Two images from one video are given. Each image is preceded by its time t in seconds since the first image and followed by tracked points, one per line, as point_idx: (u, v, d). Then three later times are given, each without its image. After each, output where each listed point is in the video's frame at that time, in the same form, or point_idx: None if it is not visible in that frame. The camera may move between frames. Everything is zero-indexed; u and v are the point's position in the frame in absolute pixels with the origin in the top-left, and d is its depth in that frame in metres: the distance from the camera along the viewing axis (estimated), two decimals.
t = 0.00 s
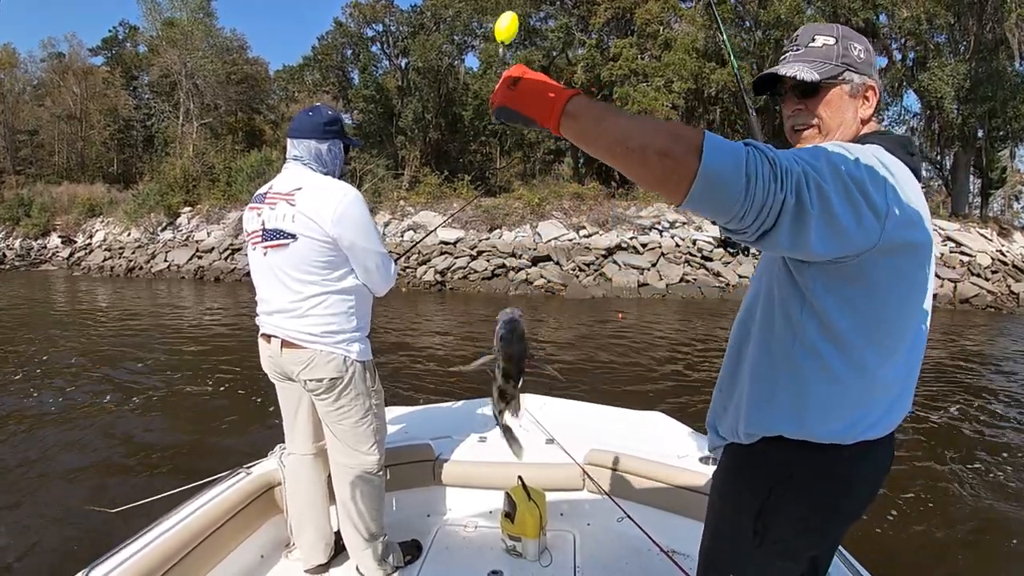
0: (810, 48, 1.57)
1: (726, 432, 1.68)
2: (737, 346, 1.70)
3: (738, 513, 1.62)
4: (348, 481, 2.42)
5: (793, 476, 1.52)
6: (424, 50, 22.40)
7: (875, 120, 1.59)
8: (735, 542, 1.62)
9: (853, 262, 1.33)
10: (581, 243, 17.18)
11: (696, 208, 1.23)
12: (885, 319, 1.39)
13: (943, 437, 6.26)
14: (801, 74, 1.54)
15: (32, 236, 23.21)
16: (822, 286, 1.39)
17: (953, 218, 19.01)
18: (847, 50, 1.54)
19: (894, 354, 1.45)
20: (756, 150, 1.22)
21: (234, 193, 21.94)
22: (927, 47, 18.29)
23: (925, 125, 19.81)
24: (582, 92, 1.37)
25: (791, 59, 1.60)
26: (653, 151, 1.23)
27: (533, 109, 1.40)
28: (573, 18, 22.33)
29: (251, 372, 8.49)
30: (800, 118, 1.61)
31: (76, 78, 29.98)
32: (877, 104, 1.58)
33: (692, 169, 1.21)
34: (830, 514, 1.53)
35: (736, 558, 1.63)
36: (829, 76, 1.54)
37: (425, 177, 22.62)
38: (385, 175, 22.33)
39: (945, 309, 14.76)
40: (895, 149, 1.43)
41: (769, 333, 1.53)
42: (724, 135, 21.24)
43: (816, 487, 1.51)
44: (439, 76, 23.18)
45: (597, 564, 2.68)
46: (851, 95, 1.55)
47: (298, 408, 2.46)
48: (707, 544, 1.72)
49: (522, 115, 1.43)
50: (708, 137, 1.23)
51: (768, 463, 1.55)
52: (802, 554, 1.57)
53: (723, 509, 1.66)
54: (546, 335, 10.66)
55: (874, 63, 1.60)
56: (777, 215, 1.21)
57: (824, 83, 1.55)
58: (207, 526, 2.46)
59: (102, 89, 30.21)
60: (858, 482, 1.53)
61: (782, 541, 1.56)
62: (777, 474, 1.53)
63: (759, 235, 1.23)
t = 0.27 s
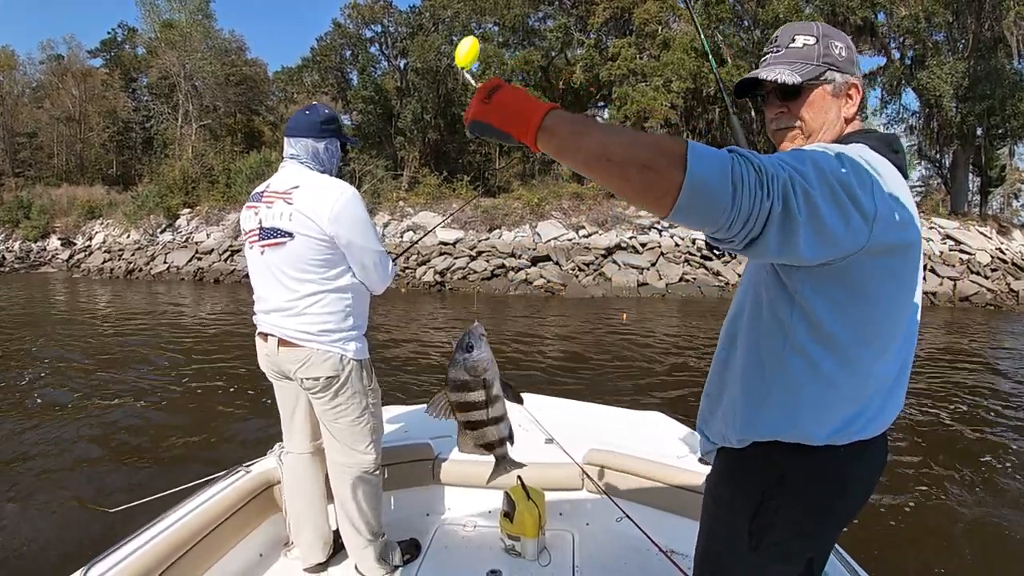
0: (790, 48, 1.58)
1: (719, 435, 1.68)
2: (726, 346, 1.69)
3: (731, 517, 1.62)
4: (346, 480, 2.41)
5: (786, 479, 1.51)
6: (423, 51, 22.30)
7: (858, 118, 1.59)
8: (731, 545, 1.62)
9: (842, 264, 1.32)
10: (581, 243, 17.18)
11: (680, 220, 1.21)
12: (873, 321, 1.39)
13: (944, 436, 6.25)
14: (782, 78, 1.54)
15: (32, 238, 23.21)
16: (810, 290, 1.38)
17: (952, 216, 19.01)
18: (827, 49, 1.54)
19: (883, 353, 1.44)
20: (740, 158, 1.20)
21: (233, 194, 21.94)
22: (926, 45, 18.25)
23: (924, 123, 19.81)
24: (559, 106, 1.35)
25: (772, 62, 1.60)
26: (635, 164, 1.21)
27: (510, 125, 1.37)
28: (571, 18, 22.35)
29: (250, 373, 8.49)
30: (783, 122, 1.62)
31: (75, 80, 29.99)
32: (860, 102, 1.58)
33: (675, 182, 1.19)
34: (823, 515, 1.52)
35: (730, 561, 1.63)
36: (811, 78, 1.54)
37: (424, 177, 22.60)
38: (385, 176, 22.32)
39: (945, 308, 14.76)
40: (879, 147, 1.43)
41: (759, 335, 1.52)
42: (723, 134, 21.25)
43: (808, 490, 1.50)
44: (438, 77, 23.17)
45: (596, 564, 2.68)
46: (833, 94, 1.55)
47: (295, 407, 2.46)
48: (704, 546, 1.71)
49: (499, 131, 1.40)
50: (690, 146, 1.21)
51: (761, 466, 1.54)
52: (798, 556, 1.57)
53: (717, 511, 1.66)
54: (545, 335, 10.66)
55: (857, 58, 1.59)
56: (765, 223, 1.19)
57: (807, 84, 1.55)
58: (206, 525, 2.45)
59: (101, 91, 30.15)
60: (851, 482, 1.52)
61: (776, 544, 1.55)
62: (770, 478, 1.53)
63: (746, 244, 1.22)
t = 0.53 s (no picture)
0: (761, 56, 1.57)
1: (713, 437, 1.67)
2: (717, 348, 1.68)
3: (725, 519, 1.62)
4: (345, 480, 2.41)
5: (778, 482, 1.51)
6: (422, 52, 22.57)
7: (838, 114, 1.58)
8: (726, 549, 1.62)
9: (830, 265, 1.31)
10: (581, 242, 17.18)
11: (667, 222, 1.19)
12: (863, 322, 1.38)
13: (943, 434, 6.24)
14: (756, 89, 1.54)
15: (32, 241, 23.21)
16: (801, 291, 1.36)
17: (952, 214, 19.01)
18: (799, 50, 1.53)
19: (873, 354, 1.43)
20: (726, 158, 1.19)
21: (233, 196, 21.96)
22: (924, 43, 18.13)
23: (923, 121, 19.80)
24: (538, 111, 1.34)
25: (745, 73, 1.59)
26: (620, 167, 1.20)
27: (489, 130, 1.37)
28: (569, 18, 22.34)
29: (251, 375, 8.49)
30: (763, 129, 1.61)
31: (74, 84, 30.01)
32: (839, 98, 1.58)
33: (661, 183, 1.18)
34: (818, 518, 1.52)
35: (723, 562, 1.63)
36: (785, 83, 1.53)
37: (424, 178, 22.60)
38: (384, 177, 22.31)
39: (945, 306, 14.77)
40: (866, 145, 1.42)
41: (747, 336, 1.51)
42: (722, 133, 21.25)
43: (801, 493, 1.50)
44: (437, 78, 23.15)
45: (596, 564, 2.67)
46: (810, 94, 1.55)
47: (294, 406, 2.46)
48: (700, 549, 1.71)
49: (479, 137, 1.39)
50: (675, 147, 1.20)
51: (754, 470, 1.54)
52: (793, 560, 1.56)
53: (713, 514, 1.66)
54: (545, 336, 10.66)
55: (829, 51, 1.57)
56: (753, 224, 1.18)
57: (782, 90, 1.54)
58: (205, 525, 2.45)
59: (99, 94, 30.05)
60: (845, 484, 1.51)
61: (770, 548, 1.55)
62: (763, 481, 1.53)
63: (735, 245, 1.20)
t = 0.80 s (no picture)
0: (755, 54, 1.58)
1: (711, 439, 1.67)
2: (715, 348, 1.68)
3: (722, 519, 1.62)
4: (346, 480, 2.41)
5: (776, 482, 1.51)
6: (421, 53, 22.65)
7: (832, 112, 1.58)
8: (726, 551, 1.62)
9: (826, 265, 1.31)
10: (580, 242, 17.18)
11: (662, 220, 1.20)
12: (859, 323, 1.38)
13: (943, 432, 6.25)
14: (748, 87, 1.54)
15: (32, 244, 23.19)
16: (798, 292, 1.37)
17: (952, 212, 19.01)
18: (793, 48, 1.53)
19: (872, 356, 1.43)
20: (722, 156, 1.19)
21: (233, 198, 21.97)
22: (923, 41, 18.19)
23: (922, 119, 19.80)
24: (533, 107, 1.35)
25: (739, 72, 1.59)
26: (615, 166, 1.20)
27: (483, 125, 1.36)
28: (568, 18, 22.35)
29: (251, 376, 8.49)
30: (758, 127, 1.61)
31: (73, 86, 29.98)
32: (835, 95, 1.58)
33: (657, 181, 1.17)
34: (816, 520, 1.52)
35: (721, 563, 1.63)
36: (778, 81, 1.54)
37: (423, 178, 22.60)
38: (383, 178, 22.30)
39: (945, 304, 14.77)
40: (861, 143, 1.42)
41: (745, 335, 1.51)
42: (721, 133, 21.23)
43: (800, 494, 1.50)
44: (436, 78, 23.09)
45: (597, 564, 2.67)
46: (805, 92, 1.55)
47: (295, 407, 2.46)
48: (700, 550, 1.71)
49: (472, 133, 1.40)
50: (672, 145, 1.19)
51: (752, 470, 1.54)
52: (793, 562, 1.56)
53: (712, 516, 1.66)
54: (546, 336, 10.66)
55: (824, 50, 1.57)
56: (748, 222, 1.17)
57: (775, 88, 1.55)
58: (205, 526, 2.44)
59: (99, 96, 29.83)
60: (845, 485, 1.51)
61: (768, 550, 1.55)
62: (761, 482, 1.53)
63: (731, 243, 1.20)
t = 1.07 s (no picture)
0: (765, 48, 1.58)
1: (721, 440, 1.66)
2: (722, 344, 1.67)
3: (731, 518, 1.61)
4: (348, 482, 2.40)
5: (786, 482, 1.51)
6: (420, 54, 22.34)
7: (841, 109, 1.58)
8: (735, 554, 1.61)
9: (833, 258, 1.31)
10: (580, 242, 17.17)
11: (675, 203, 1.18)
12: (865, 317, 1.38)
13: (944, 432, 6.25)
14: (759, 78, 1.54)
15: (31, 245, 23.17)
16: (807, 286, 1.36)
17: (951, 212, 19.01)
18: (803, 44, 1.53)
19: (880, 351, 1.42)
20: (735, 142, 1.18)
21: (233, 199, 21.97)
22: (923, 41, 18.22)
23: (922, 119, 19.79)
24: (538, 80, 1.29)
25: (749, 64, 1.59)
26: (630, 144, 1.16)
27: (487, 97, 1.28)
28: (568, 19, 22.34)
29: (251, 377, 8.49)
30: (766, 120, 1.61)
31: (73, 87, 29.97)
32: (844, 94, 1.58)
33: (673, 161, 1.15)
34: (826, 519, 1.52)
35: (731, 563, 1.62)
36: (789, 75, 1.54)
37: (423, 179, 22.60)
38: (383, 178, 22.29)
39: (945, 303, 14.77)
40: (868, 139, 1.41)
41: (750, 330, 1.52)
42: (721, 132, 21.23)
43: (812, 493, 1.49)
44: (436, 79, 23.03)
45: (598, 564, 2.67)
46: (814, 88, 1.55)
47: (298, 408, 2.46)
48: (708, 555, 1.70)
49: (472, 102, 1.31)
50: (686, 128, 1.18)
51: (761, 469, 1.54)
52: (802, 563, 1.56)
53: (722, 519, 1.64)
54: (546, 336, 10.65)
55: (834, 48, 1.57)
56: (759, 209, 1.17)
57: (785, 81, 1.55)
58: (206, 528, 2.44)
59: (98, 97, 29.88)
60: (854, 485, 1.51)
61: (780, 550, 1.54)
62: (772, 482, 1.52)
63: (740, 229, 1.20)
